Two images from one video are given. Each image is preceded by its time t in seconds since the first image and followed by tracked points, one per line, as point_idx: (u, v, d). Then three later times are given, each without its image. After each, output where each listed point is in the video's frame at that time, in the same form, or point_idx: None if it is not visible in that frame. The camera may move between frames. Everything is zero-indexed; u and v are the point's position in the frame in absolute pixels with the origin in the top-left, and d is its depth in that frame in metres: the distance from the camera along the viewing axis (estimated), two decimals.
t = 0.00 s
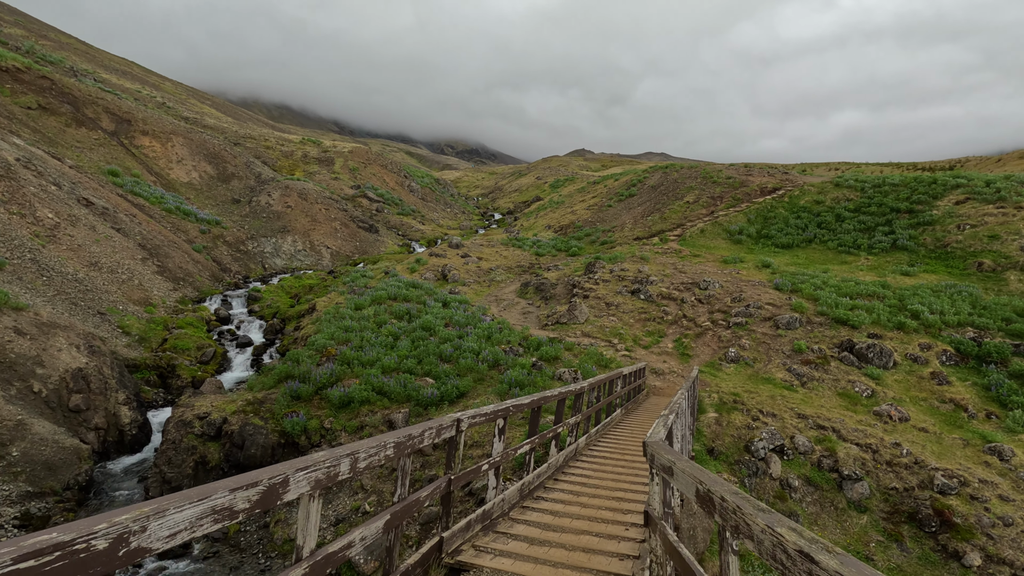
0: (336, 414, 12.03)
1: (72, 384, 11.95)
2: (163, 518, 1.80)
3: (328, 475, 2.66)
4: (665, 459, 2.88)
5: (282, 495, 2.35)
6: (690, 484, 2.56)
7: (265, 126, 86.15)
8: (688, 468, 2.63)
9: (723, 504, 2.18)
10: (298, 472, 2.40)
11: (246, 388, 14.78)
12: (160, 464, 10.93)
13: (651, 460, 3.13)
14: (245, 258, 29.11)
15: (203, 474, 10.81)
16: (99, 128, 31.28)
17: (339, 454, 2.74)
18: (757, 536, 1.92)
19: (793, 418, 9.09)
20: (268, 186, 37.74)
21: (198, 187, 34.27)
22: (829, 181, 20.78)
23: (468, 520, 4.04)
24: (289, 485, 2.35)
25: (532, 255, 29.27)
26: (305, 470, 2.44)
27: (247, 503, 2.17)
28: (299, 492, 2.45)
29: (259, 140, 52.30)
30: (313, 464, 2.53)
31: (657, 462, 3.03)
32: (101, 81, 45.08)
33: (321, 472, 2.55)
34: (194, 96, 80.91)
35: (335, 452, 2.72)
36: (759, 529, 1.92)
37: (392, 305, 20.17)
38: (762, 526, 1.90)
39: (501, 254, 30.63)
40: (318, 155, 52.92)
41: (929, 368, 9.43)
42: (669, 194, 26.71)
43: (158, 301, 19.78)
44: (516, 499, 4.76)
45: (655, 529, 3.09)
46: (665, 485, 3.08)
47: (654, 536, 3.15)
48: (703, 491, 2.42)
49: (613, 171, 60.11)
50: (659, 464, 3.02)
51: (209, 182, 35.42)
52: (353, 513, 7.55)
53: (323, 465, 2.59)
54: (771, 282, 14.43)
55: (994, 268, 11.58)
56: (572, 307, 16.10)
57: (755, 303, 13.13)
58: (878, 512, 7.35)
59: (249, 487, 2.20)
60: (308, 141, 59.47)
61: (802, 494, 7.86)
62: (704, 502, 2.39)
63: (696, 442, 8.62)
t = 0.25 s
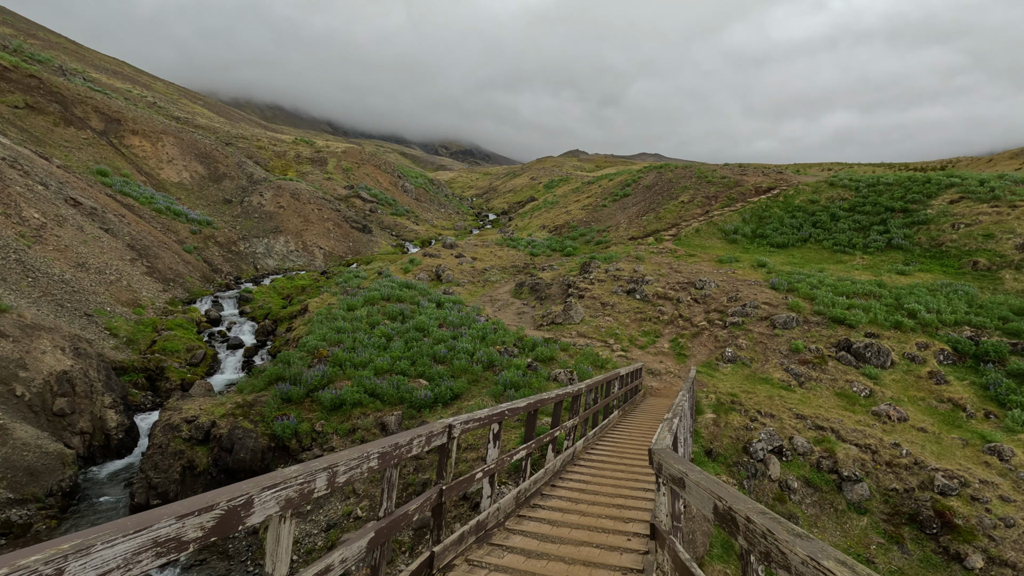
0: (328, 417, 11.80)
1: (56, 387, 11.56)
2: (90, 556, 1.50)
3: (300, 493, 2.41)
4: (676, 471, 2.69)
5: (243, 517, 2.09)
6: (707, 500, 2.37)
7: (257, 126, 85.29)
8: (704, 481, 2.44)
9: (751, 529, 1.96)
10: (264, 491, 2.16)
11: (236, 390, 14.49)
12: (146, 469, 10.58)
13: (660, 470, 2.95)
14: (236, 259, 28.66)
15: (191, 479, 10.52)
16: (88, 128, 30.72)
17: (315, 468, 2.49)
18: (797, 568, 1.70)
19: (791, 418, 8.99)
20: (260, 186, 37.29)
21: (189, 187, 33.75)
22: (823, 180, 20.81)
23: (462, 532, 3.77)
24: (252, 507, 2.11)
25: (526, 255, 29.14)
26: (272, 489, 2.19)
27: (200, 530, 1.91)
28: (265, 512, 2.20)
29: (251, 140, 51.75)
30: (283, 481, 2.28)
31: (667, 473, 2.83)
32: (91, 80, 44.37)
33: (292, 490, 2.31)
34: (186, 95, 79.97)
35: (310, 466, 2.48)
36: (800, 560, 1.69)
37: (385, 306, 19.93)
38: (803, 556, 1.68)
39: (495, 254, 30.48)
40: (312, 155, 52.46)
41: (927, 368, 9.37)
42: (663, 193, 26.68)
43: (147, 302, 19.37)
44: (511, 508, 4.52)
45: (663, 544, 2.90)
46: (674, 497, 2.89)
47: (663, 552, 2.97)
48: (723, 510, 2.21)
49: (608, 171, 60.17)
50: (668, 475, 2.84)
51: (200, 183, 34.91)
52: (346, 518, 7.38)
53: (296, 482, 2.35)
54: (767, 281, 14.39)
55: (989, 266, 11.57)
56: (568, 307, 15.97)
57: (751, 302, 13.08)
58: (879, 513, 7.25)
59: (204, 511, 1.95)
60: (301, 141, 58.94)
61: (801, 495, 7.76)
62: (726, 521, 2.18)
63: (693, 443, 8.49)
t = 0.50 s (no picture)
0: (318, 420, 11.56)
1: (38, 391, 11.12)
2: None
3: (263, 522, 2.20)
4: (689, 488, 2.50)
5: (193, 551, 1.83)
6: (727, 523, 2.17)
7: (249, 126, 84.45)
8: (722, 502, 2.26)
9: (784, 563, 1.75)
10: (219, 519, 1.95)
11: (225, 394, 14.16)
12: (129, 475, 10.18)
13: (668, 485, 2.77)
14: (227, 260, 28.17)
15: (177, 485, 10.22)
16: (76, 127, 30.16)
17: (283, 491, 2.31)
18: None
19: (788, 420, 8.90)
20: (252, 187, 36.83)
21: (180, 187, 33.21)
22: (817, 181, 20.87)
23: (453, 549, 3.49)
24: (203, 540, 1.87)
25: (520, 256, 28.99)
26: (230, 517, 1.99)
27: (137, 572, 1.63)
28: (219, 546, 1.97)
29: (243, 141, 51.20)
30: (245, 506, 2.07)
31: (677, 489, 2.65)
32: (80, 79, 43.67)
33: (255, 516, 2.11)
34: (177, 96, 79.07)
35: (277, 488, 2.29)
36: None
37: (377, 307, 19.66)
38: None
39: (489, 255, 30.30)
40: (304, 156, 52.00)
41: (923, 369, 9.32)
42: (657, 194, 26.66)
43: (135, 304, 18.93)
44: (506, 520, 4.27)
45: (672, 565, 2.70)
46: (683, 514, 2.72)
47: (670, 573, 2.79)
48: (748, 536, 2.01)
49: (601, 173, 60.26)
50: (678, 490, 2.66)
51: (190, 183, 34.39)
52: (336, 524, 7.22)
53: (259, 507, 2.15)
54: (762, 283, 14.36)
55: (983, 267, 11.59)
56: (562, 308, 15.82)
57: (747, 304, 13.05)
58: (877, 517, 7.15)
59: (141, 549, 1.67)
60: (294, 142, 58.43)
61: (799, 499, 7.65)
62: (752, 550, 1.97)
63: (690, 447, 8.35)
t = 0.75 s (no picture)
0: (307, 423, 11.30)
1: (18, 394, 10.71)
2: None
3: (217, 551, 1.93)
4: (707, 502, 2.30)
5: None
6: (759, 550, 1.88)
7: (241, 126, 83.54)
8: (749, 520, 2.01)
9: None
10: (158, 551, 1.64)
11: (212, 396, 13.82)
12: (111, 480, 9.75)
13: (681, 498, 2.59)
14: (217, 261, 27.66)
15: (161, 490, 9.89)
16: (63, 125, 29.55)
17: (244, 512, 2.05)
18: None
19: (785, 422, 8.81)
20: (242, 186, 36.32)
21: (169, 187, 32.64)
22: (810, 182, 20.92)
23: (445, 561, 3.24)
24: None
25: (514, 256, 28.82)
26: (172, 548, 1.70)
27: None
28: None
29: (234, 140, 50.60)
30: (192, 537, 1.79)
31: (691, 502, 2.46)
32: (67, 77, 42.92)
33: (207, 545, 1.83)
34: (168, 95, 78.11)
35: (236, 508, 2.03)
36: None
37: (369, 308, 19.39)
38: None
39: (482, 256, 30.09)
40: (296, 156, 51.49)
41: (919, 370, 9.28)
42: (651, 195, 26.64)
43: (122, 305, 18.47)
44: (501, 530, 4.02)
45: None
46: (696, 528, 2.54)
47: None
48: (784, 562, 1.74)
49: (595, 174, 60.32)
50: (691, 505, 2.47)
51: (180, 182, 33.82)
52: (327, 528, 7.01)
53: (212, 533, 1.88)
54: (757, 283, 14.34)
55: (976, 268, 11.61)
56: (556, 308, 15.68)
57: (742, 304, 13.01)
58: (876, 519, 7.05)
59: None
60: (286, 142, 57.86)
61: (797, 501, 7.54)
62: None
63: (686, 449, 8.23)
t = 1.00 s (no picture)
0: (294, 426, 11.00)
1: None
2: None
3: None
4: (719, 524, 2.12)
5: None
6: None
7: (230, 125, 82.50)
8: (769, 548, 1.81)
9: None
10: None
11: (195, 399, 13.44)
12: (89, 487, 9.47)
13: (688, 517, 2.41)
14: (205, 261, 27.07)
15: (140, 496, 9.54)
16: (47, 123, 28.86)
17: (183, 545, 1.60)
18: None
19: (779, 424, 8.73)
20: (231, 186, 35.74)
21: (156, 186, 31.97)
22: (801, 184, 21.03)
23: None
24: None
25: (506, 257, 28.63)
26: None
27: None
28: None
29: (224, 140, 49.90)
30: None
31: (700, 522, 2.29)
32: (52, 74, 42.00)
33: None
34: (156, 94, 76.91)
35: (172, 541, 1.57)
36: None
37: (359, 309, 19.08)
38: None
39: (474, 257, 29.88)
40: (287, 156, 50.94)
41: (912, 372, 9.26)
42: (643, 197, 26.64)
43: (106, 306, 17.94)
44: (490, 544, 3.79)
45: None
46: (704, 548, 2.36)
47: None
48: None
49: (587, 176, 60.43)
50: (701, 524, 2.29)
51: (168, 181, 33.18)
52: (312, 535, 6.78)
53: None
54: (749, 284, 14.32)
55: (966, 270, 11.67)
56: (549, 310, 15.51)
57: (735, 305, 12.97)
58: (871, 523, 6.97)
59: None
60: (277, 142, 57.22)
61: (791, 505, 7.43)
62: None
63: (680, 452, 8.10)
